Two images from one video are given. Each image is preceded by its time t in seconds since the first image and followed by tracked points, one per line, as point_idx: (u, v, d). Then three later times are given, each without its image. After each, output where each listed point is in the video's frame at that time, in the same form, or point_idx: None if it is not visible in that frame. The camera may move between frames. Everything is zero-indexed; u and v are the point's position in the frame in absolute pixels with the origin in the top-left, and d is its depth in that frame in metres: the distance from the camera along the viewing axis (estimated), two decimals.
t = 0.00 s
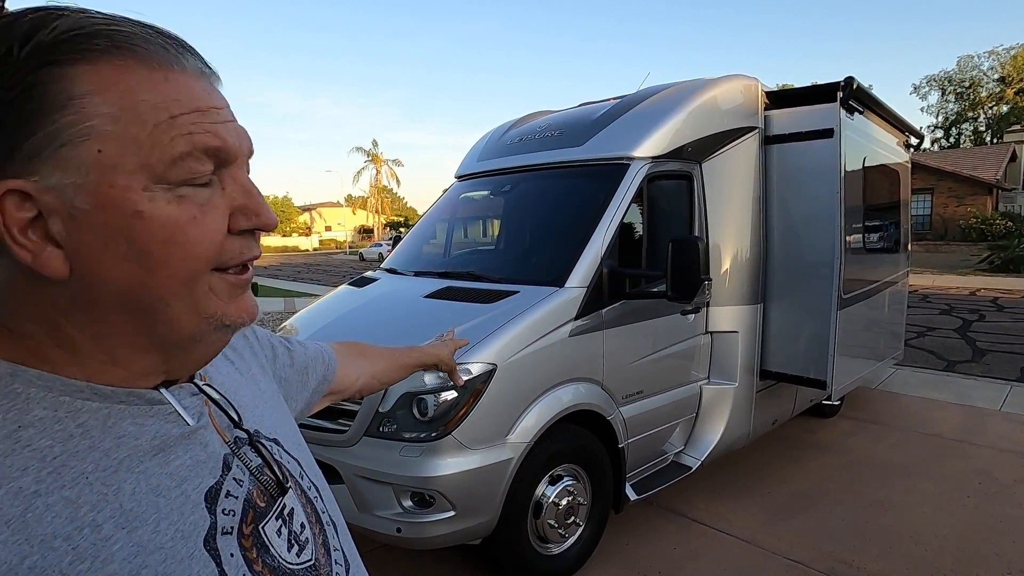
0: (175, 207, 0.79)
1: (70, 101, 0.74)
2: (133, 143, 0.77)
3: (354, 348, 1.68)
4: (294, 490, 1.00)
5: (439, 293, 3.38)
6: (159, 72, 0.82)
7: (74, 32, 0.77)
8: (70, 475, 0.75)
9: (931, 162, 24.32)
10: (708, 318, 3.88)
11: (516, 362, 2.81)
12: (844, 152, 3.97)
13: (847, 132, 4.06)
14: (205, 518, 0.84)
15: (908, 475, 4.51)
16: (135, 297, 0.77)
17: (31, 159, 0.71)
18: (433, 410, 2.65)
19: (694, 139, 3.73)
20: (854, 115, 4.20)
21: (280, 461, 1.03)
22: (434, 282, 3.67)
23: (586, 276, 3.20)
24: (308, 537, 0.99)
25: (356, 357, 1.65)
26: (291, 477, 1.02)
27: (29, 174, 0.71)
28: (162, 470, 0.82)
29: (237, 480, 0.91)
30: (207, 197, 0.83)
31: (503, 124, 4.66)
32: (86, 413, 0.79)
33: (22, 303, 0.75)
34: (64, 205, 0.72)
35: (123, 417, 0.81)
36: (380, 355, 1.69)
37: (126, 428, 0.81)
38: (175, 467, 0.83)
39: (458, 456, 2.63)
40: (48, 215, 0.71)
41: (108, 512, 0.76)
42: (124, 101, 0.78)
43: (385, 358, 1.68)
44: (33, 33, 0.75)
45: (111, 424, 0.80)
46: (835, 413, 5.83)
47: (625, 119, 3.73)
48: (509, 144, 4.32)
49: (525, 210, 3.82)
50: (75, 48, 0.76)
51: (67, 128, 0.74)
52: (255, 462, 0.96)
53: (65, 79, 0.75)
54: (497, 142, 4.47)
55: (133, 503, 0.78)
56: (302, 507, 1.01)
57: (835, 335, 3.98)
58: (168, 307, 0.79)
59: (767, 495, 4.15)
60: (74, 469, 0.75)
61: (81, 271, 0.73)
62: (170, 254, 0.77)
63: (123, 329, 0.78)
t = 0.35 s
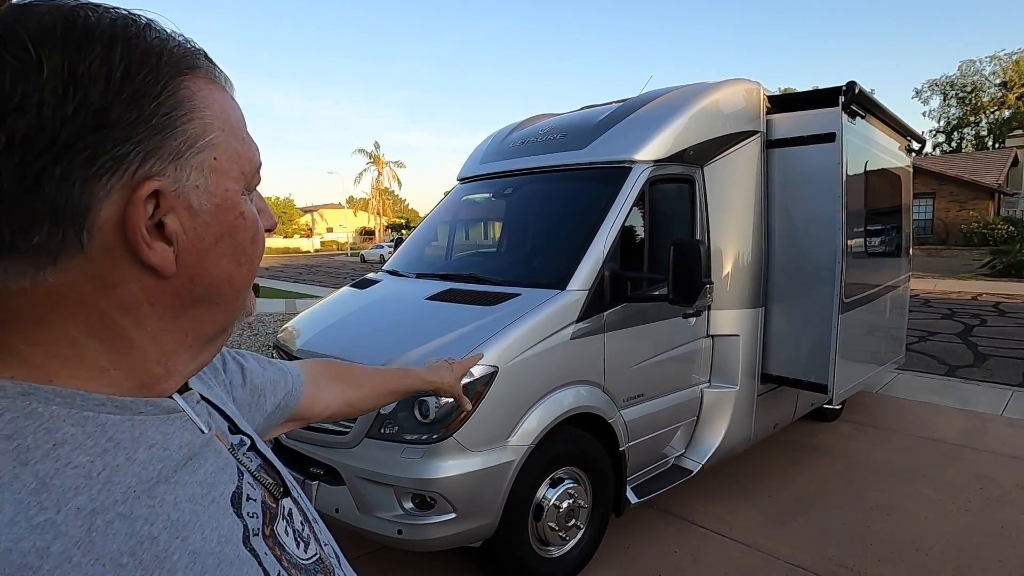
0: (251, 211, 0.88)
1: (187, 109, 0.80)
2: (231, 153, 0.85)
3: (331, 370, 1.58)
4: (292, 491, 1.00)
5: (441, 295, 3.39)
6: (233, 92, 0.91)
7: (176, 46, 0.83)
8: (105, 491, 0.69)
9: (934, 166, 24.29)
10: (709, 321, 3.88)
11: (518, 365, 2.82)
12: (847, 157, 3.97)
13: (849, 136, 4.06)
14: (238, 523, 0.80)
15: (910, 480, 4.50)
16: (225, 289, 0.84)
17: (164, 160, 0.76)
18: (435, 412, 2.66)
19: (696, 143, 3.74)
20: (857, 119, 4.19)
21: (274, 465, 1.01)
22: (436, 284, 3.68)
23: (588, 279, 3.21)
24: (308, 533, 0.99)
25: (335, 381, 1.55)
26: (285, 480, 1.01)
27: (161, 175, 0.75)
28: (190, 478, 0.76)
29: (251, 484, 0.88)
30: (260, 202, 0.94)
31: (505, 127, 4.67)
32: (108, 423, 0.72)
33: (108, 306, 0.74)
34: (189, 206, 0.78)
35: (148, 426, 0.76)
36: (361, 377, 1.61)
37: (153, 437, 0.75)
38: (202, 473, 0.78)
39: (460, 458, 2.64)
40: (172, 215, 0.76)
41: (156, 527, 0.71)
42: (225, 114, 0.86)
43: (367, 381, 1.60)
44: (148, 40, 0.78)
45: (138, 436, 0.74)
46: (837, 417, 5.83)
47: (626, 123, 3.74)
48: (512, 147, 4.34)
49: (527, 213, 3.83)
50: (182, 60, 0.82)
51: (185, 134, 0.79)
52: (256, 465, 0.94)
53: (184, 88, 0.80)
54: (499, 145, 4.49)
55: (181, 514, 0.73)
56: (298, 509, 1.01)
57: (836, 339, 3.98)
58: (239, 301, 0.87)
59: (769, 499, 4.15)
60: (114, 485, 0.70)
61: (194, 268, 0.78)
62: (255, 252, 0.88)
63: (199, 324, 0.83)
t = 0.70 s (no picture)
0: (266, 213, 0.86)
1: (204, 106, 0.76)
2: (247, 150, 0.83)
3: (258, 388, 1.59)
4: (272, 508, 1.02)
5: (443, 296, 3.39)
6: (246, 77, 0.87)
7: (186, 27, 0.77)
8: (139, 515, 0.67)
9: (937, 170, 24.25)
10: (711, 324, 3.87)
11: (519, 367, 2.81)
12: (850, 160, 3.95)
13: (852, 139, 4.04)
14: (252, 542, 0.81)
15: (913, 485, 4.48)
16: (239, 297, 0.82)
17: (184, 165, 0.73)
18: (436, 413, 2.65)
19: (698, 146, 3.74)
20: (860, 122, 4.18)
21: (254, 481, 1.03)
22: (438, 285, 3.67)
23: (589, 281, 3.20)
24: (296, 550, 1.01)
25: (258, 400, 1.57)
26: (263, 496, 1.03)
27: (180, 182, 0.72)
28: (208, 500, 0.75)
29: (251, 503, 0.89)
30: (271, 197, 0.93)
31: (508, 129, 4.67)
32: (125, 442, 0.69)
33: (123, 323, 0.72)
34: (207, 213, 0.76)
35: (164, 445, 0.73)
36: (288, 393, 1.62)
37: (171, 458, 0.72)
38: (219, 495, 0.77)
39: (460, 460, 2.63)
40: (192, 223, 0.74)
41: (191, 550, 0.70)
42: (242, 107, 0.83)
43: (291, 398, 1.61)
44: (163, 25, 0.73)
45: (156, 456, 0.71)
46: (839, 421, 5.81)
47: (629, 125, 3.74)
48: (514, 148, 4.33)
49: (530, 215, 3.83)
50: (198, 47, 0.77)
51: (204, 137, 0.76)
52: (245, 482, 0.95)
53: (201, 81, 0.76)
54: (502, 146, 4.49)
55: (211, 535, 0.73)
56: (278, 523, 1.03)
57: (839, 343, 3.97)
58: (254, 306, 0.87)
59: (771, 503, 4.14)
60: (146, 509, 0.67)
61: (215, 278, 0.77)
62: (271, 254, 0.87)
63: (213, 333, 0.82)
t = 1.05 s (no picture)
0: (158, 195, 0.67)
1: (22, 79, 0.61)
2: (111, 123, 0.66)
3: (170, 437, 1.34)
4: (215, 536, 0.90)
5: (444, 297, 3.39)
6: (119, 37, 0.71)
7: None
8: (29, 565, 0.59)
9: (938, 173, 24.27)
10: (713, 325, 3.87)
11: (520, 367, 2.81)
12: (851, 161, 3.96)
13: (853, 141, 4.05)
14: None
15: (914, 487, 4.48)
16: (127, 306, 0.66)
17: None
18: (438, 414, 2.65)
19: (700, 147, 3.74)
20: (861, 124, 4.19)
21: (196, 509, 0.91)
22: (439, 286, 3.68)
23: (591, 281, 3.20)
24: None
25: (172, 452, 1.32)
26: (209, 525, 0.91)
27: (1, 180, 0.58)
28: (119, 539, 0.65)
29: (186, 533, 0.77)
30: (178, 176, 0.75)
31: (509, 130, 4.67)
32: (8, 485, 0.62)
33: None
34: (57, 214, 0.60)
35: (60, 485, 0.65)
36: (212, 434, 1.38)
37: (71, 497, 0.65)
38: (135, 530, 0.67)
39: (461, 460, 2.63)
40: (31, 230, 0.58)
41: None
42: (94, 64, 0.66)
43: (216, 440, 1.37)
44: None
45: (50, 495, 0.64)
46: (840, 423, 5.81)
47: (630, 126, 3.74)
48: (515, 149, 4.34)
49: (531, 215, 3.83)
50: (0, 11, 0.63)
51: (27, 113, 0.60)
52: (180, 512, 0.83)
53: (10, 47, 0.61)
54: (503, 147, 4.49)
55: None
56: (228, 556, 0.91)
57: (841, 344, 3.96)
58: (162, 316, 0.71)
59: (772, 505, 4.13)
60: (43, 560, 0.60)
61: (84, 293, 0.62)
62: (174, 251, 0.70)
63: (111, 352, 0.68)
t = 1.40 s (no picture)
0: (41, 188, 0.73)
1: None
2: None
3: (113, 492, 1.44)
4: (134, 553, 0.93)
5: (452, 298, 3.42)
6: None
7: None
8: None
9: (939, 176, 24.30)
10: (716, 328, 3.91)
11: (527, 368, 2.85)
12: (854, 165, 4.00)
13: (856, 145, 4.09)
14: None
15: (914, 489, 4.51)
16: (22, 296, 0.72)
17: None
18: (446, 414, 2.68)
19: (705, 151, 3.77)
20: (864, 128, 4.23)
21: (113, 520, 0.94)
22: (445, 287, 3.71)
23: (597, 283, 3.24)
24: None
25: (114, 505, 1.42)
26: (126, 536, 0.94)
27: None
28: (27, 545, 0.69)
29: (101, 547, 0.81)
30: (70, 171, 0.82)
31: (514, 132, 4.71)
32: None
33: None
34: None
35: None
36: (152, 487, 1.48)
37: None
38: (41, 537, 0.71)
39: (469, 459, 2.67)
40: None
41: None
42: None
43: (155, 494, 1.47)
44: None
45: None
46: (841, 425, 5.84)
47: (635, 130, 3.77)
48: (521, 152, 4.37)
49: (537, 218, 3.86)
50: None
51: None
52: (95, 524, 0.86)
53: None
54: (508, 150, 4.52)
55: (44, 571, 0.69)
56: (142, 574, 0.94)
57: (842, 347, 4.00)
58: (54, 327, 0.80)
59: (773, 506, 4.16)
60: None
61: None
62: (64, 243, 0.75)
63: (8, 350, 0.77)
